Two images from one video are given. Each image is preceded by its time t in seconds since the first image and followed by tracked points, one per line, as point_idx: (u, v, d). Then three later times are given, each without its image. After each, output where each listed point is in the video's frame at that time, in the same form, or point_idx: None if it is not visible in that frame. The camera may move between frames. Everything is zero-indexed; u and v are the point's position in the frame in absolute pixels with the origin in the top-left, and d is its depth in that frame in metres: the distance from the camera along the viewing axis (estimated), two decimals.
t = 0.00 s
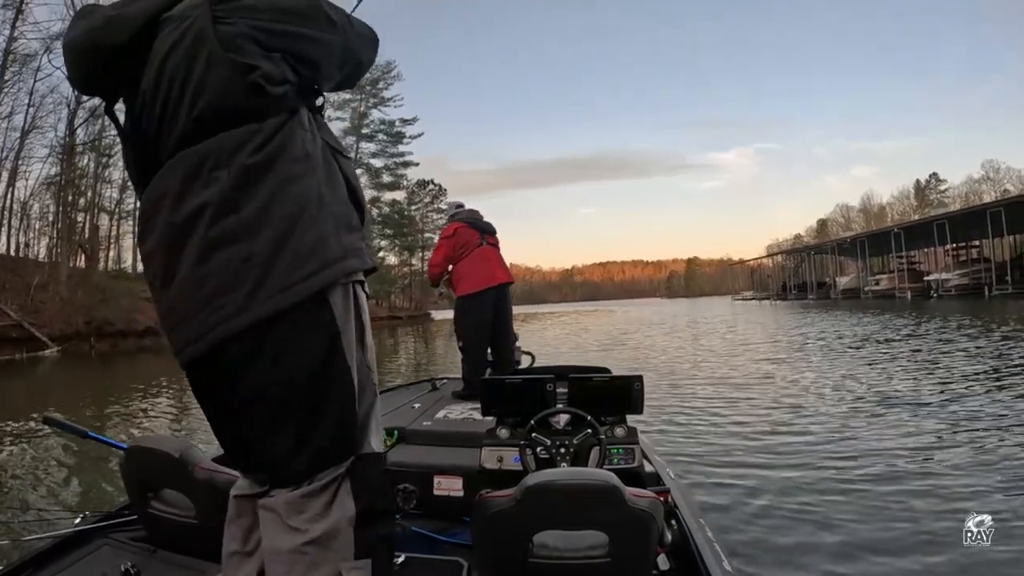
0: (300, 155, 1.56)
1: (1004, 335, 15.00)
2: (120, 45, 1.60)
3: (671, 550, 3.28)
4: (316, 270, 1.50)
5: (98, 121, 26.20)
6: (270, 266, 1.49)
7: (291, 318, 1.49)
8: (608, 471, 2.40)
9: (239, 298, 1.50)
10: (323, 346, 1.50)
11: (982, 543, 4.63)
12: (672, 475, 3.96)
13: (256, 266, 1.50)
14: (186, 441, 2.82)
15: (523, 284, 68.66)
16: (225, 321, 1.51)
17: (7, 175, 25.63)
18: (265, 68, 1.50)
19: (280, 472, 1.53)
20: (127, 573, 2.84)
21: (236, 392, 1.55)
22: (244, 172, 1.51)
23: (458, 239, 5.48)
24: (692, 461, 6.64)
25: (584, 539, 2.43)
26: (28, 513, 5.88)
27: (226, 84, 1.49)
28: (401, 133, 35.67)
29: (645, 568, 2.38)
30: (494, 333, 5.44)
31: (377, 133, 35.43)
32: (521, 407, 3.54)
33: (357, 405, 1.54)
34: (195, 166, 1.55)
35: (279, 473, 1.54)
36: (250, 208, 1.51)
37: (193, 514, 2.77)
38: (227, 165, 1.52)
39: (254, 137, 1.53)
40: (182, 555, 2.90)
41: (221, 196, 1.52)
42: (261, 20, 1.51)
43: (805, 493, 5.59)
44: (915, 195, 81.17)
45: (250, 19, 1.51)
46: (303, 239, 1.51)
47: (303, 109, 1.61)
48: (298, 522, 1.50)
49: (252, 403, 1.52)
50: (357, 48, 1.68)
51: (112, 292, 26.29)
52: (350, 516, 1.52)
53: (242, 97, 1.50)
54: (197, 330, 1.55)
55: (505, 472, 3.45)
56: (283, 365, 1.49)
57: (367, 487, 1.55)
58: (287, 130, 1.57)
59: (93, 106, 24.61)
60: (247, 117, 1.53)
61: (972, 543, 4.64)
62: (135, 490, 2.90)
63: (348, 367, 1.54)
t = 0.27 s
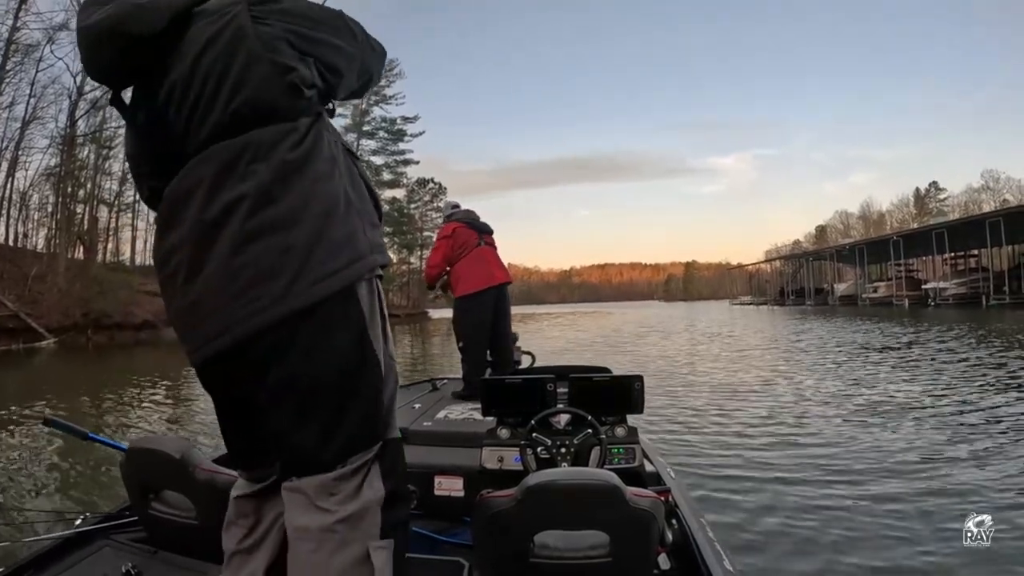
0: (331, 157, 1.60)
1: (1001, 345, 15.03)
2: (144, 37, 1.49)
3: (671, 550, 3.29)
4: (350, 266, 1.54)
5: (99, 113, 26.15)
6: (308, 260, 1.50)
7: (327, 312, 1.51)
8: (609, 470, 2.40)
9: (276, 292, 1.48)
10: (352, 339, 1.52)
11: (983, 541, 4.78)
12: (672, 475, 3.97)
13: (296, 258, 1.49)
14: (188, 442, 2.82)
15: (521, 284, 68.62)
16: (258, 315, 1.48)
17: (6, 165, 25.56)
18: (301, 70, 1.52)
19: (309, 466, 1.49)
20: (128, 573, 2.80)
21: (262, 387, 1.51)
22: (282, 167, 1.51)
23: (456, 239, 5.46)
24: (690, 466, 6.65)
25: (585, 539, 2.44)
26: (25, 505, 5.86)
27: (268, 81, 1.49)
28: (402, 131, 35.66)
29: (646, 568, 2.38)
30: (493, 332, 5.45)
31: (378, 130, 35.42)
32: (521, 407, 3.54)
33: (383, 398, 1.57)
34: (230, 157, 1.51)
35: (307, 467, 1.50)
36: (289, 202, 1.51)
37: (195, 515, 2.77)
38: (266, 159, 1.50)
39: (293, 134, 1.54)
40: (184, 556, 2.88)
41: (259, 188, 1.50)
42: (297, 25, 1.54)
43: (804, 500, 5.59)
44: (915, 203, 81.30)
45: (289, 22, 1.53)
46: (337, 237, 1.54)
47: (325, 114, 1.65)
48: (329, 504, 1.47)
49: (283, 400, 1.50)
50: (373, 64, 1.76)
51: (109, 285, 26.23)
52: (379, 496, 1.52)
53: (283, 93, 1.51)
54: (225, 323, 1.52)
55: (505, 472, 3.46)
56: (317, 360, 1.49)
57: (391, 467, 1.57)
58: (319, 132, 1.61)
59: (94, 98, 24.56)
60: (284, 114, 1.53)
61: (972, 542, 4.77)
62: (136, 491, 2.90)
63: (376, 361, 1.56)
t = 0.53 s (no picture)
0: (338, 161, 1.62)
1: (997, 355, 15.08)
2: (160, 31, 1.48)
3: (672, 550, 3.30)
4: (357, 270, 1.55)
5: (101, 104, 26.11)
6: (319, 260, 1.50)
7: (336, 313, 1.51)
8: (610, 470, 2.40)
9: (286, 290, 1.48)
10: (357, 339, 1.54)
11: (984, 540, 4.94)
12: (672, 475, 3.98)
13: (308, 255, 1.49)
14: (187, 443, 2.82)
15: (519, 285, 68.66)
16: (267, 313, 1.48)
17: (7, 154, 25.51)
18: (316, 78, 1.54)
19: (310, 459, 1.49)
20: (129, 574, 2.78)
21: (267, 383, 1.51)
22: (296, 168, 1.52)
23: (456, 239, 5.45)
24: (688, 470, 6.65)
25: (586, 539, 2.44)
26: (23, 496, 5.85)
27: (285, 84, 1.50)
28: (403, 128, 35.68)
29: (646, 568, 2.38)
30: (492, 332, 5.46)
31: (380, 127, 35.44)
32: (521, 407, 3.54)
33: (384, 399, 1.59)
34: (244, 155, 1.50)
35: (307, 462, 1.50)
36: (301, 203, 1.51)
37: (195, 516, 2.76)
38: (282, 159, 1.51)
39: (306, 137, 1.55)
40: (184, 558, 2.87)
41: (271, 188, 1.50)
42: (311, 34, 1.56)
43: (802, 505, 5.59)
44: (914, 211, 81.44)
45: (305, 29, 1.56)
46: (346, 241, 1.55)
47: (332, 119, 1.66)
48: (326, 493, 1.47)
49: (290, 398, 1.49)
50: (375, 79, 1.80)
51: (108, 277, 26.20)
52: (376, 486, 1.53)
53: (297, 97, 1.52)
54: (233, 318, 1.51)
55: (506, 472, 3.47)
56: (325, 360, 1.49)
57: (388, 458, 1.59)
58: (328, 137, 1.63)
59: (97, 89, 24.55)
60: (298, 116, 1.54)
61: (972, 542, 4.93)
62: (136, 491, 2.90)
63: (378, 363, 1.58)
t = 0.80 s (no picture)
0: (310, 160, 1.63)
1: (994, 358, 15.12)
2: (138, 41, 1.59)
3: (672, 549, 3.30)
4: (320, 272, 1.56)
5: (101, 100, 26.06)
6: (280, 263, 1.54)
7: (296, 315, 1.54)
8: (610, 470, 2.40)
9: (248, 294, 1.53)
10: (323, 337, 1.55)
11: (984, 541, 5.00)
12: (671, 474, 3.99)
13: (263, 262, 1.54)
14: (187, 444, 2.82)
15: (517, 284, 68.67)
16: (231, 313, 1.54)
17: (6, 149, 25.47)
18: (279, 78, 1.55)
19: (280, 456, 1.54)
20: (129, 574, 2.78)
21: (234, 380, 1.56)
22: (256, 174, 1.55)
23: (454, 239, 5.43)
24: (687, 471, 6.66)
25: (586, 539, 2.44)
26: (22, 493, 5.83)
27: (245, 88, 1.53)
28: (403, 127, 35.69)
29: (647, 568, 2.38)
30: (490, 333, 5.46)
31: (379, 126, 35.46)
32: (521, 407, 3.54)
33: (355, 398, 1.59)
34: (212, 161, 1.57)
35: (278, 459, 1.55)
36: (262, 206, 1.55)
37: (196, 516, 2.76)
38: (241, 165, 1.56)
39: (271, 140, 1.57)
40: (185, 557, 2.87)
41: (235, 193, 1.55)
42: (278, 30, 1.56)
43: (801, 507, 5.59)
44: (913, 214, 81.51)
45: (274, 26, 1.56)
46: (309, 243, 1.57)
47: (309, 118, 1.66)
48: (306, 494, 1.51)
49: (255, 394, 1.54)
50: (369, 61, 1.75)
51: (106, 273, 26.17)
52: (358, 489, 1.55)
53: (260, 100, 1.54)
54: (201, 319, 1.58)
55: (506, 472, 3.47)
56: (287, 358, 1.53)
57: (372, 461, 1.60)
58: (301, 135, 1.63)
59: (97, 85, 24.55)
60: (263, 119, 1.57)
61: (973, 542, 5.00)
62: (136, 492, 2.90)
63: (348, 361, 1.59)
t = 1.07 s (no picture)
0: (250, 158, 1.65)
1: (993, 356, 15.14)
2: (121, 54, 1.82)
3: (672, 550, 3.30)
4: (247, 274, 1.59)
5: (98, 102, 26.07)
6: (212, 262, 1.62)
7: (229, 309, 1.59)
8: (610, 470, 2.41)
9: (186, 291, 1.64)
10: (262, 341, 1.59)
11: (984, 541, 4.95)
12: (671, 474, 3.99)
13: (197, 263, 1.64)
14: (187, 444, 2.82)
15: (516, 285, 68.66)
16: (177, 309, 1.65)
17: (4, 152, 25.43)
18: (219, 78, 1.64)
19: (232, 451, 1.64)
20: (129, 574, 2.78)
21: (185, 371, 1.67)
22: (196, 177, 1.67)
23: (452, 238, 5.44)
24: (687, 470, 6.67)
25: (586, 539, 2.44)
26: (22, 494, 5.85)
27: (189, 96, 1.66)
28: (400, 128, 35.70)
29: (646, 568, 2.38)
30: (490, 333, 5.46)
31: (377, 126, 35.49)
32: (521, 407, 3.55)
33: (293, 398, 1.60)
34: (163, 167, 1.72)
35: (232, 451, 1.65)
36: (200, 206, 1.65)
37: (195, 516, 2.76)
38: (182, 172, 1.69)
39: (208, 145, 1.67)
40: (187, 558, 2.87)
41: (177, 196, 1.68)
42: (221, 31, 1.64)
43: (800, 506, 5.59)
44: (912, 212, 81.60)
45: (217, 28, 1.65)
46: (241, 244, 1.61)
47: (265, 118, 1.70)
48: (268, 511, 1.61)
49: (199, 382, 1.64)
50: (325, 50, 1.71)
51: (104, 275, 26.14)
52: (312, 507, 1.60)
53: (199, 106, 1.66)
54: (158, 313, 1.71)
55: (506, 472, 3.48)
56: (223, 350, 1.60)
57: (329, 477, 1.64)
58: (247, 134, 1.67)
59: (94, 87, 24.55)
60: (205, 123, 1.68)
61: (972, 542, 4.95)
62: (136, 491, 2.90)
63: (287, 360, 1.61)
